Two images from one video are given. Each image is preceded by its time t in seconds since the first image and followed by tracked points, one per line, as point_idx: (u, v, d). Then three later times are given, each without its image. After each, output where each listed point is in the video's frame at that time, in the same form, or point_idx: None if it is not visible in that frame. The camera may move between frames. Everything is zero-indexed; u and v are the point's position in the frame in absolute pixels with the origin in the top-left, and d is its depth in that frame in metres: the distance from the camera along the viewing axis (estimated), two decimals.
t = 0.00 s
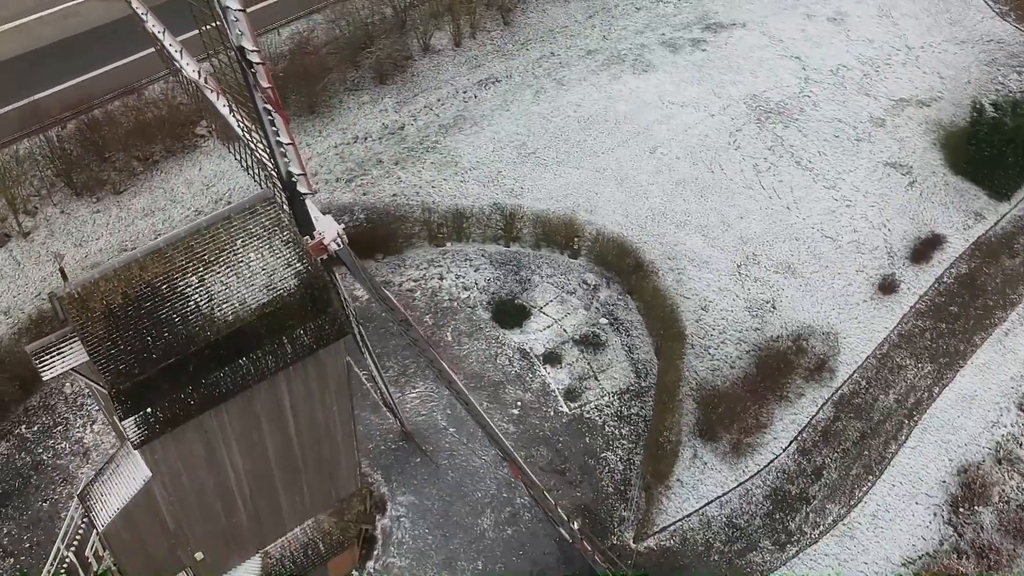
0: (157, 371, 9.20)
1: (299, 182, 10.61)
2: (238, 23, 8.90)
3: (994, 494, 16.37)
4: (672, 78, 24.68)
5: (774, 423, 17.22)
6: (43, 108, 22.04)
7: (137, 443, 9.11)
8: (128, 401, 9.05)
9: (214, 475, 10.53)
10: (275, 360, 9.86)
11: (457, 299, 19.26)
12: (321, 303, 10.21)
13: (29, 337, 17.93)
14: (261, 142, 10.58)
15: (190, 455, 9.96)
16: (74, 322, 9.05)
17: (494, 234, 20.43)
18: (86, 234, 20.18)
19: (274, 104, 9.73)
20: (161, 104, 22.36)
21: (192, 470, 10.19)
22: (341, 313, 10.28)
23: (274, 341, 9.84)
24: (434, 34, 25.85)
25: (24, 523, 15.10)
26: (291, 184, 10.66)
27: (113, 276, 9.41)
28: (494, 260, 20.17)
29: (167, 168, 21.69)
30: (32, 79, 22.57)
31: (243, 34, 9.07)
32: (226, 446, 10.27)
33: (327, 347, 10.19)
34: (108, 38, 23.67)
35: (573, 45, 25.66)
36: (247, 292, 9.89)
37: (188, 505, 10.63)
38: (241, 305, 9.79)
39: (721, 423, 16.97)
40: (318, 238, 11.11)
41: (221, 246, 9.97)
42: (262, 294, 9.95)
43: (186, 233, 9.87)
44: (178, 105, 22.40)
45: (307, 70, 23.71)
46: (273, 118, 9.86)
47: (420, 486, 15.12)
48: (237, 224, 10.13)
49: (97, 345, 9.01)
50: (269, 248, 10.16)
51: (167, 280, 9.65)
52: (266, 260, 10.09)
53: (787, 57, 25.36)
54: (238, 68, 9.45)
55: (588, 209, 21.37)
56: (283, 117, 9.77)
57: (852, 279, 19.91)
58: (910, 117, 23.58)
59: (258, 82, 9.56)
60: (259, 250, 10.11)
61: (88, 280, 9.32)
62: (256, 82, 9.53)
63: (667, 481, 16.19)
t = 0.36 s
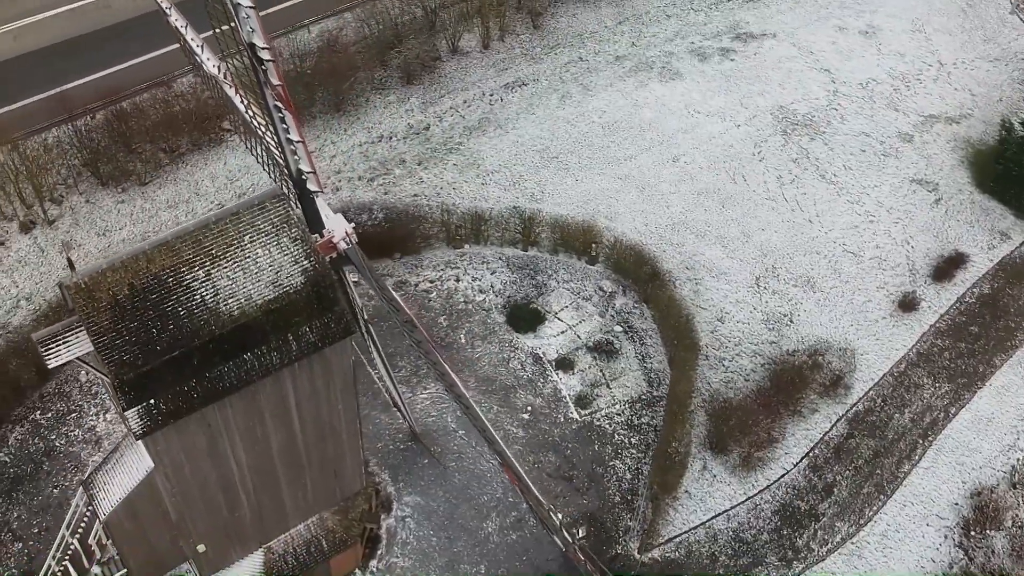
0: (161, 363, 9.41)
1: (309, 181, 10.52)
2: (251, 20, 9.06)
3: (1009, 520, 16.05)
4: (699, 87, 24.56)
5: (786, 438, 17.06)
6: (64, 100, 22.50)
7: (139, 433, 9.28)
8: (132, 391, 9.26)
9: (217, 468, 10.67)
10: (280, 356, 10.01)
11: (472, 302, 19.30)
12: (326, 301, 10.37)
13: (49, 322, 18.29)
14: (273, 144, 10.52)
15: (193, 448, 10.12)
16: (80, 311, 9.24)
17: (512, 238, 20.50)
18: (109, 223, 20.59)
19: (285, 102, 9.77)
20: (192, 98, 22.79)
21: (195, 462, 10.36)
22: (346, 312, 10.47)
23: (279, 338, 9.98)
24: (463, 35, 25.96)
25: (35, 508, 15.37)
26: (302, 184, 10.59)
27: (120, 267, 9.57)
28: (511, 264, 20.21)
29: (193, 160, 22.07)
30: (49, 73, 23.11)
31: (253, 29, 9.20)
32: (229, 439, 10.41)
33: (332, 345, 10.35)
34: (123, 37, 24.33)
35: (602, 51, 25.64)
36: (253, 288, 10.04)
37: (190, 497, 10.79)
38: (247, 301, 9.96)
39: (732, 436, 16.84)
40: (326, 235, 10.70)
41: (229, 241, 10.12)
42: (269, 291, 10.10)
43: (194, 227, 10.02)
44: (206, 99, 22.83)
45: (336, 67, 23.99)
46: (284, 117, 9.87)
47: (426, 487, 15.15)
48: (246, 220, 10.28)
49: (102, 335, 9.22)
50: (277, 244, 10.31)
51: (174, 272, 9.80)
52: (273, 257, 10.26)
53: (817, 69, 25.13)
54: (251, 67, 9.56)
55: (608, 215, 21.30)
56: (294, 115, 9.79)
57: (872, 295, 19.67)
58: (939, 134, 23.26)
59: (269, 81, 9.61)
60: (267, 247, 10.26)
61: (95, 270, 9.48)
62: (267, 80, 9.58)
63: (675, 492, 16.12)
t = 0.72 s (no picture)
0: (159, 354, 9.86)
1: (313, 177, 12.24)
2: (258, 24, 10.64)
3: (1018, 546, 15.82)
4: (723, 97, 24.47)
5: (794, 453, 16.96)
6: (59, 98, 22.81)
7: (136, 424, 9.61)
8: (129, 381, 9.69)
9: (216, 462, 10.91)
10: (279, 352, 10.31)
11: (484, 305, 19.39)
12: (328, 299, 10.74)
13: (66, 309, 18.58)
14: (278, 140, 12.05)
15: (191, 440, 10.38)
16: (84, 301, 9.83)
17: (526, 242, 20.57)
18: (130, 214, 20.94)
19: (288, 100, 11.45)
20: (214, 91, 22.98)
21: (193, 455, 10.60)
22: (348, 310, 10.74)
23: (279, 334, 10.33)
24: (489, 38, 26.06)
25: (42, 493, 15.74)
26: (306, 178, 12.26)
27: (123, 259, 10.16)
28: (525, 268, 20.27)
29: (216, 154, 22.33)
30: (54, 71, 23.43)
31: (259, 30, 10.77)
32: (227, 432, 10.65)
33: (332, 344, 10.60)
34: (127, 36, 24.53)
35: (627, 58, 25.63)
36: (254, 283, 10.56)
37: (189, 490, 10.99)
38: (247, 296, 10.45)
39: (738, 449, 16.77)
40: (331, 233, 11.96)
41: (231, 237, 10.66)
42: (270, 286, 10.60)
43: (198, 222, 10.58)
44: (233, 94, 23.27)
45: (361, 65, 24.27)
46: (289, 114, 11.51)
47: (428, 488, 15.22)
48: (249, 216, 10.82)
49: (104, 325, 9.77)
50: (279, 241, 10.82)
51: (176, 265, 10.37)
52: (275, 254, 10.76)
53: (843, 83, 24.95)
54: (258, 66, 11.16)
55: (624, 223, 21.27)
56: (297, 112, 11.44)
57: (888, 312, 19.49)
58: (964, 152, 23.00)
59: (275, 78, 11.24)
60: (269, 244, 10.78)
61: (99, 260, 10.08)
62: (273, 77, 11.19)
63: (677, 503, 16.09)
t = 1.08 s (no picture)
0: (155, 348, 10.11)
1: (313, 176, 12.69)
2: (258, 24, 11.21)
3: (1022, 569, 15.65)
4: (741, 106, 24.37)
5: (797, 466, 16.87)
6: (76, 92, 23.08)
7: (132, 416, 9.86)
8: (124, 373, 9.91)
9: (211, 456, 11.20)
10: (275, 349, 10.52)
11: (491, 307, 19.45)
12: (326, 298, 10.93)
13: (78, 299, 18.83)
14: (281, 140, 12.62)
15: (187, 434, 10.69)
16: (83, 292, 10.15)
17: (536, 246, 20.58)
18: (145, 207, 21.21)
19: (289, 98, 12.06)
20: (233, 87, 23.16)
21: (189, 449, 10.90)
22: (345, 310, 10.90)
23: (276, 331, 10.55)
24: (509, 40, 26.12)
25: (44, 481, 15.95)
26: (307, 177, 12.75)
27: (121, 252, 10.46)
28: (534, 272, 20.29)
29: (233, 149, 22.52)
30: (66, 66, 23.64)
31: (259, 28, 11.29)
32: (223, 427, 10.96)
33: (328, 342, 10.82)
34: (137, 34, 24.70)
35: (647, 64, 25.60)
36: (252, 279, 10.81)
37: (185, 484, 11.30)
38: (244, 292, 10.68)
39: (741, 461, 16.71)
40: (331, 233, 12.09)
41: (230, 233, 10.95)
42: (268, 283, 10.85)
43: (197, 217, 10.88)
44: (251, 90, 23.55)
45: (380, 64, 24.41)
46: (289, 113, 12.11)
47: (427, 489, 15.27)
48: (249, 212, 11.12)
49: (101, 316, 10.04)
50: (277, 239, 11.09)
51: (174, 259, 10.65)
52: (273, 251, 11.03)
53: (863, 95, 24.77)
54: (257, 65, 11.72)
55: (636, 229, 21.24)
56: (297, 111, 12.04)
57: (898, 328, 19.34)
58: (983, 168, 22.77)
59: (274, 77, 11.82)
60: (267, 241, 11.05)
61: (98, 253, 10.40)
62: (273, 76, 11.77)
63: (676, 513, 16.07)
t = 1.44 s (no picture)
0: (146, 340, 10.14)
1: (309, 173, 12.86)
2: (255, 22, 11.89)
3: None
4: (755, 115, 24.29)
5: (796, 480, 16.78)
6: (94, 84, 23.31)
7: (123, 407, 10.02)
8: (116, 364, 9.99)
9: (204, 450, 11.39)
10: (268, 346, 10.62)
11: (495, 310, 19.49)
12: (320, 296, 10.92)
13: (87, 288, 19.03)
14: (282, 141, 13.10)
15: (179, 427, 10.88)
16: (77, 282, 10.28)
17: (542, 251, 20.59)
18: (158, 199, 21.43)
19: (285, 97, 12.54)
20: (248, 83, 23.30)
21: (182, 442, 11.10)
22: (339, 309, 10.94)
23: (269, 328, 10.63)
24: (526, 43, 26.17)
25: (44, 469, 16.10)
26: (303, 174, 13.00)
27: (117, 244, 10.67)
28: (540, 276, 20.31)
29: (247, 144, 22.72)
30: (84, 58, 23.88)
31: (255, 25, 11.96)
32: (216, 422, 11.13)
33: (321, 340, 10.89)
34: (153, 30, 24.93)
35: (663, 71, 25.57)
36: (246, 275, 10.85)
37: (178, 476, 11.51)
38: (237, 288, 10.73)
39: (740, 473, 16.63)
40: (327, 231, 11.70)
41: (225, 228, 11.09)
42: (261, 280, 10.87)
43: (193, 213, 11.08)
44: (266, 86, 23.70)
45: (397, 64, 24.53)
46: (286, 111, 12.58)
47: (423, 490, 15.29)
48: (244, 208, 11.28)
49: (94, 307, 10.17)
50: (272, 236, 11.17)
51: (168, 253, 10.78)
52: (268, 249, 11.08)
53: (880, 108, 24.61)
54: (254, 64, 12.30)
55: (644, 236, 21.21)
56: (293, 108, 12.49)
57: (905, 343, 19.20)
58: (999, 185, 22.55)
59: (270, 75, 12.40)
60: (262, 237, 11.14)
61: (94, 245, 10.59)
62: (269, 74, 12.35)
63: (672, 523, 16.02)
